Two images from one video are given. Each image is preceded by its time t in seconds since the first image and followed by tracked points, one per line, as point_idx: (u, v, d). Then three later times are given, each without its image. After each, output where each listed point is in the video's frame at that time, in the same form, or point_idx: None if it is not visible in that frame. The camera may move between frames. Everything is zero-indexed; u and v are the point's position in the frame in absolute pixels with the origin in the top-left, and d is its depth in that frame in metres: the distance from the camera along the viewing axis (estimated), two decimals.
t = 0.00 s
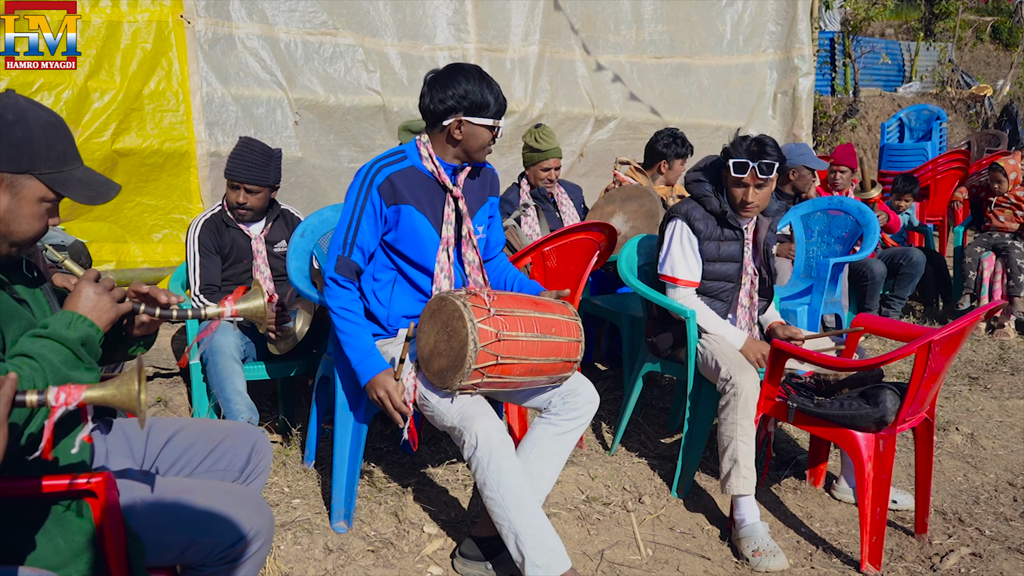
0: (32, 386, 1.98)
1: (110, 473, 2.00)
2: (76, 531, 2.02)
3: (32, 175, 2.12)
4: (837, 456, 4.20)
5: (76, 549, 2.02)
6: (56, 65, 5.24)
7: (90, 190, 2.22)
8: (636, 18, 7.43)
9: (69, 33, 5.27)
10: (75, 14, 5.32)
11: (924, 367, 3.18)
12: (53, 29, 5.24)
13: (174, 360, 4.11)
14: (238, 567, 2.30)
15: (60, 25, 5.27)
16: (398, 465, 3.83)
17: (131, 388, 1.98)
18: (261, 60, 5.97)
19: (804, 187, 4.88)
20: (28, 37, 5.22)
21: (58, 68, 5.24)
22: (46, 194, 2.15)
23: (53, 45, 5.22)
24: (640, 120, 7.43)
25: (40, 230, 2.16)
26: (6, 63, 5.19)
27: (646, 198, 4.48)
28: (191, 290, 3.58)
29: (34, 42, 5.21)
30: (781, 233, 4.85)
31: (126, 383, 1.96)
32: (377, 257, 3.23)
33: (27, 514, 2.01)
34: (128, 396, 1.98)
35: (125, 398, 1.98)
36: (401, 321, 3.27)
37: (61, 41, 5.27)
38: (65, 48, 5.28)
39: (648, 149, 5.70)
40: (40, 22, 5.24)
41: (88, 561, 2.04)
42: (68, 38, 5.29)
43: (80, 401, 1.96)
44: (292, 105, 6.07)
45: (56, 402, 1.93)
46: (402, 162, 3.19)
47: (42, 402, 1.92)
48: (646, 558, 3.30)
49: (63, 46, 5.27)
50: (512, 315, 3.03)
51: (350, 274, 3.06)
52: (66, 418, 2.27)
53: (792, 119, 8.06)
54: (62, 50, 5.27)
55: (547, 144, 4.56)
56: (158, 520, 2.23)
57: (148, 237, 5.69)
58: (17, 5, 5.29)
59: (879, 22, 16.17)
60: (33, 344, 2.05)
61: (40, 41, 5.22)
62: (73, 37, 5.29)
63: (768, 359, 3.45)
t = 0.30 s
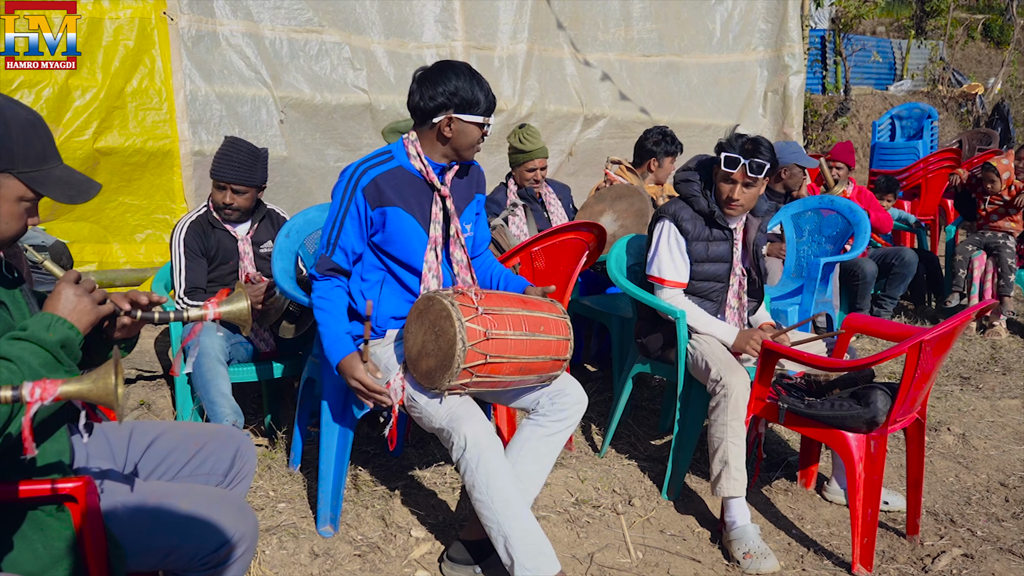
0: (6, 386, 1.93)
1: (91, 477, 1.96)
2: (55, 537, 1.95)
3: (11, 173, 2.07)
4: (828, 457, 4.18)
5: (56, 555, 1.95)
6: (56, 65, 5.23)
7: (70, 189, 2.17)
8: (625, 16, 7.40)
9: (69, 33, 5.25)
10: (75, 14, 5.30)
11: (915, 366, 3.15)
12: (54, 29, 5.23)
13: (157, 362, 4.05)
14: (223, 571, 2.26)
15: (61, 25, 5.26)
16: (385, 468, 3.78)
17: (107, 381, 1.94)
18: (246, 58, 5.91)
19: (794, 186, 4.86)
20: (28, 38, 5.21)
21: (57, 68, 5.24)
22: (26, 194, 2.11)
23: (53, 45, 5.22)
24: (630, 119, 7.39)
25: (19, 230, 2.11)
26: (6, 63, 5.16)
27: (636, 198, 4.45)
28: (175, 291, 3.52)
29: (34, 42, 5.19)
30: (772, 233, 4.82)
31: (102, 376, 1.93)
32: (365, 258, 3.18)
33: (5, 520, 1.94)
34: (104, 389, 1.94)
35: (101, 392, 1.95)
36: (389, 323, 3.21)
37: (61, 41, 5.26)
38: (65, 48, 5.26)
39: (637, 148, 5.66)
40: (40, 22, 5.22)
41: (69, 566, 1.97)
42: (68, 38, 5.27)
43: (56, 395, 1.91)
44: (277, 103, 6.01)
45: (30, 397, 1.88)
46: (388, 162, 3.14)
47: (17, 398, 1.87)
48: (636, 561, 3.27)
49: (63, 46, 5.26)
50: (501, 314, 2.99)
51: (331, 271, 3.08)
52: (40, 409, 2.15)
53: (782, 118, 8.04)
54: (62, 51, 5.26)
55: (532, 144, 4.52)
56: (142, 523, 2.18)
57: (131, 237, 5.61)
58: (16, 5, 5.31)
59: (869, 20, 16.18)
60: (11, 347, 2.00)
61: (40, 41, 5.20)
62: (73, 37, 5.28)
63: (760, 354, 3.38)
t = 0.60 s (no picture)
0: None
1: (68, 483, 1.91)
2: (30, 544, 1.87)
3: None
4: (818, 460, 4.15)
5: (32, 562, 1.86)
6: (56, 65, 5.26)
7: (45, 190, 2.11)
8: (612, 15, 7.36)
9: (68, 33, 5.28)
10: (75, 15, 5.33)
11: (904, 367, 3.12)
12: (53, 29, 5.27)
13: (138, 366, 3.99)
14: None
15: (61, 25, 5.29)
16: (370, 473, 3.74)
17: (83, 371, 1.91)
18: (228, 56, 5.84)
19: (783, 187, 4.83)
20: (27, 38, 5.25)
21: (57, 67, 5.27)
22: None
23: (52, 45, 5.25)
24: (618, 118, 7.35)
25: None
26: (5, 62, 5.21)
27: (624, 198, 4.41)
28: (155, 293, 3.47)
29: (34, 42, 5.23)
30: (761, 233, 4.79)
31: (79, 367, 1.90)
32: (345, 257, 3.13)
33: None
34: (80, 379, 1.91)
35: (78, 382, 1.92)
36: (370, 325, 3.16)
37: (61, 41, 5.28)
38: (65, 48, 5.29)
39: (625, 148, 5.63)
40: (41, 21, 5.26)
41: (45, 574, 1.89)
42: (68, 38, 5.30)
43: (32, 388, 1.91)
44: (260, 102, 5.95)
45: (5, 390, 1.89)
46: (372, 161, 3.09)
47: None
48: (624, 566, 3.23)
49: (62, 46, 5.29)
50: (485, 317, 2.95)
51: (310, 268, 2.97)
52: (16, 401, 1.99)
53: (771, 118, 8.02)
54: (61, 50, 5.29)
55: (519, 144, 4.48)
56: (122, 528, 2.13)
57: (110, 239, 5.55)
58: (17, 5, 5.36)
59: (859, 19, 16.18)
60: None
61: (40, 41, 5.25)
62: (73, 37, 5.30)
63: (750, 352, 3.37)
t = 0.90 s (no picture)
0: None
1: (45, 491, 1.85)
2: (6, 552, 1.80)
3: None
4: (807, 465, 4.12)
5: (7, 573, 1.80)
6: (56, 65, 5.24)
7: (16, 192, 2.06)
8: (600, 14, 7.32)
9: (69, 33, 5.28)
10: (74, 14, 5.33)
11: (894, 371, 3.10)
12: (54, 29, 5.26)
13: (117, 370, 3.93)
14: None
15: (60, 25, 5.29)
16: (354, 479, 3.69)
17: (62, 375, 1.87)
18: (210, 56, 5.79)
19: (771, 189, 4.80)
20: (27, 37, 5.22)
21: (57, 68, 5.24)
22: None
23: (52, 45, 5.23)
24: (605, 118, 7.32)
25: None
26: (6, 62, 5.16)
27: (612, 200, 4.38)
28: (135, 297, 3.42)
29: (34, 41, 5.21)
30: (750, 236, 4.75)
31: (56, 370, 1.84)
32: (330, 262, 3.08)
33: None
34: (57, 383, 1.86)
35: (55, 386, 1.88)
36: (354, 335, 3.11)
37: (61, 41, 5.27)
38: (65, 48, 5.27)
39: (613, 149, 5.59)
40: (41, 22, 5.25)
41: None
42: (68, 38, 5.29)
43: (8, 390, 1.87)
44: (242, 102, 5.89)
45: None
46: (356, 163, 3.03)
47: None
48: (611, 573, 3.19)
49: (63, 46, 5.26)
50: (471, 321, 2.90)
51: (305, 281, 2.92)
52: None
53: (761, 119, 8.00)
54: (62, 51, 5.26)
55: (506, 145, 4.44)
56: (99, 535, 2.08)
57: (90, 241, 5.48)
58: (16, 5, 5.34)
59: (849, 19, 16.19)
60: None
61: (40, 41, 5.22)
62: (73, 37, 5.30)
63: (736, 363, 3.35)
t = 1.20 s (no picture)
0: None
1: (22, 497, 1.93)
2: None
3: None
4: (798, 469, 4.09)
5: None
6: (55, 65, 5.22)
7: None
8: (589, 13, 7.27)
9: (69, 33, 5.28)
10: (75, 14, 5.33)
11: (885, 375, 3.05)
12: (54, 29, 5.25)
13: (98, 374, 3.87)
14: None
15: (61, 26, 5.29)
16: (339, 484, 3.64)
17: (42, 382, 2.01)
18: (193, 54, 5.74)
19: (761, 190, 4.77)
20: (27, 37, 5.18)
21: (57, 68, 5.24)
22: None
23: (52, 45, 5.21)
24: (595, 118, 7.28)
25: None
26: (6, 63, 5.12)
27: (601, 201, 4.34)
28: (116, 298, 3.36)
29: (34, 42, 5.17)
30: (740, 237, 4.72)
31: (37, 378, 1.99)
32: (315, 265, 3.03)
33: None
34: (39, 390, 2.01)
35: (35, 392, 2.01)
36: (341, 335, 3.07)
37: (61, 41, 5.27)
38: (65, 48, 5.28)
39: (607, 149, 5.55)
40: (41, 22, 5.24)
41: None
42: (68, 38, 5.29)
43: None
44: (226, 101, 5.83)
45: None
46: (341, 166, 2.98)
47: None
48: None
49: (63, 46, 5.27)
50: (457, 325, 2.85)
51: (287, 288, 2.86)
52: None
53: (751, 119, 7.97)
54: (62, 51, 5.27)
55: (493, 145, 4.41)
56: (79, 546, 2.03)
57: (70, 242, 5.41)
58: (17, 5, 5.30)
59: (841, 18, 16.19)
60: None
61: (40, 41, 5.19)
62: (74, 37, 5.30)
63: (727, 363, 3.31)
